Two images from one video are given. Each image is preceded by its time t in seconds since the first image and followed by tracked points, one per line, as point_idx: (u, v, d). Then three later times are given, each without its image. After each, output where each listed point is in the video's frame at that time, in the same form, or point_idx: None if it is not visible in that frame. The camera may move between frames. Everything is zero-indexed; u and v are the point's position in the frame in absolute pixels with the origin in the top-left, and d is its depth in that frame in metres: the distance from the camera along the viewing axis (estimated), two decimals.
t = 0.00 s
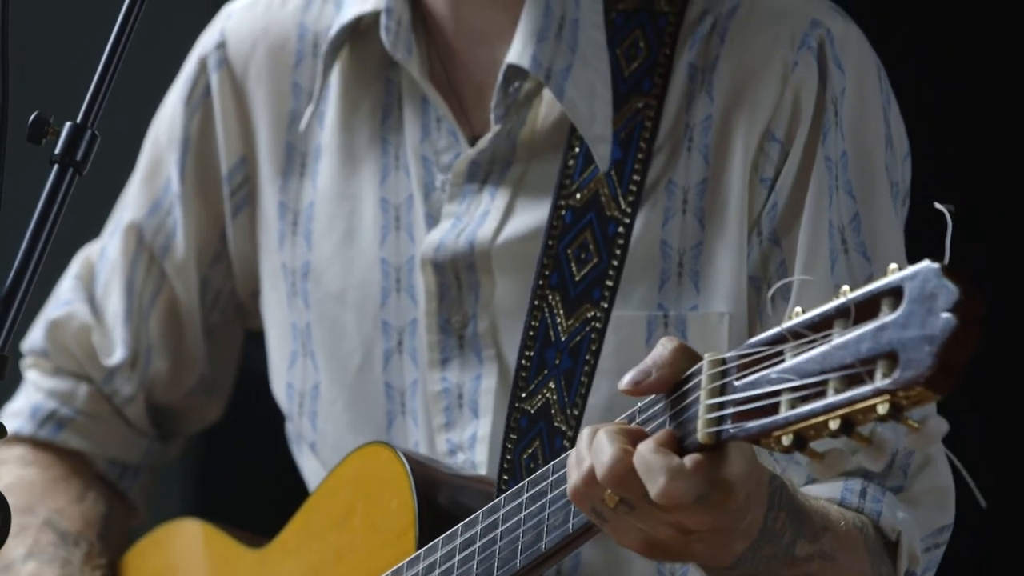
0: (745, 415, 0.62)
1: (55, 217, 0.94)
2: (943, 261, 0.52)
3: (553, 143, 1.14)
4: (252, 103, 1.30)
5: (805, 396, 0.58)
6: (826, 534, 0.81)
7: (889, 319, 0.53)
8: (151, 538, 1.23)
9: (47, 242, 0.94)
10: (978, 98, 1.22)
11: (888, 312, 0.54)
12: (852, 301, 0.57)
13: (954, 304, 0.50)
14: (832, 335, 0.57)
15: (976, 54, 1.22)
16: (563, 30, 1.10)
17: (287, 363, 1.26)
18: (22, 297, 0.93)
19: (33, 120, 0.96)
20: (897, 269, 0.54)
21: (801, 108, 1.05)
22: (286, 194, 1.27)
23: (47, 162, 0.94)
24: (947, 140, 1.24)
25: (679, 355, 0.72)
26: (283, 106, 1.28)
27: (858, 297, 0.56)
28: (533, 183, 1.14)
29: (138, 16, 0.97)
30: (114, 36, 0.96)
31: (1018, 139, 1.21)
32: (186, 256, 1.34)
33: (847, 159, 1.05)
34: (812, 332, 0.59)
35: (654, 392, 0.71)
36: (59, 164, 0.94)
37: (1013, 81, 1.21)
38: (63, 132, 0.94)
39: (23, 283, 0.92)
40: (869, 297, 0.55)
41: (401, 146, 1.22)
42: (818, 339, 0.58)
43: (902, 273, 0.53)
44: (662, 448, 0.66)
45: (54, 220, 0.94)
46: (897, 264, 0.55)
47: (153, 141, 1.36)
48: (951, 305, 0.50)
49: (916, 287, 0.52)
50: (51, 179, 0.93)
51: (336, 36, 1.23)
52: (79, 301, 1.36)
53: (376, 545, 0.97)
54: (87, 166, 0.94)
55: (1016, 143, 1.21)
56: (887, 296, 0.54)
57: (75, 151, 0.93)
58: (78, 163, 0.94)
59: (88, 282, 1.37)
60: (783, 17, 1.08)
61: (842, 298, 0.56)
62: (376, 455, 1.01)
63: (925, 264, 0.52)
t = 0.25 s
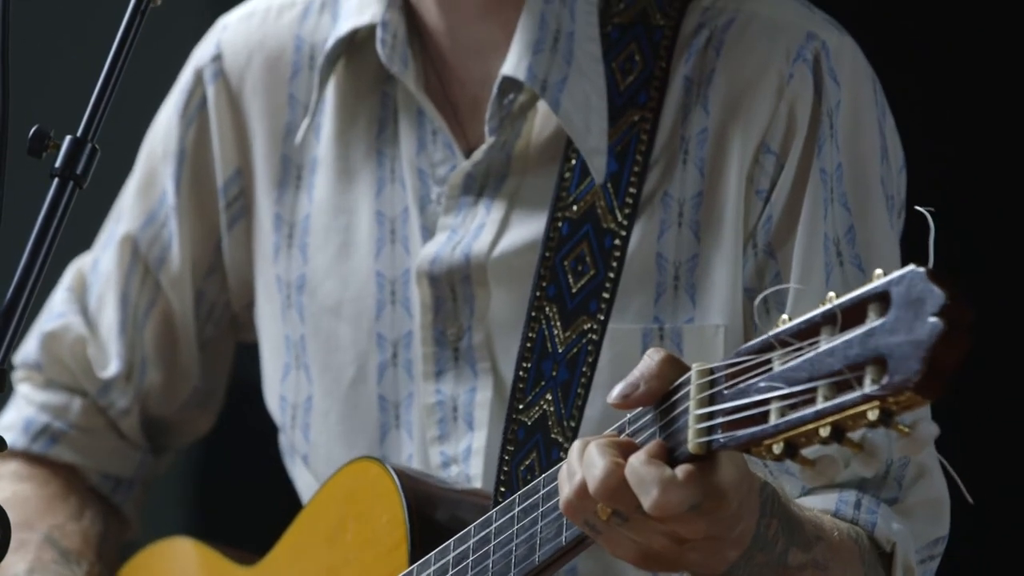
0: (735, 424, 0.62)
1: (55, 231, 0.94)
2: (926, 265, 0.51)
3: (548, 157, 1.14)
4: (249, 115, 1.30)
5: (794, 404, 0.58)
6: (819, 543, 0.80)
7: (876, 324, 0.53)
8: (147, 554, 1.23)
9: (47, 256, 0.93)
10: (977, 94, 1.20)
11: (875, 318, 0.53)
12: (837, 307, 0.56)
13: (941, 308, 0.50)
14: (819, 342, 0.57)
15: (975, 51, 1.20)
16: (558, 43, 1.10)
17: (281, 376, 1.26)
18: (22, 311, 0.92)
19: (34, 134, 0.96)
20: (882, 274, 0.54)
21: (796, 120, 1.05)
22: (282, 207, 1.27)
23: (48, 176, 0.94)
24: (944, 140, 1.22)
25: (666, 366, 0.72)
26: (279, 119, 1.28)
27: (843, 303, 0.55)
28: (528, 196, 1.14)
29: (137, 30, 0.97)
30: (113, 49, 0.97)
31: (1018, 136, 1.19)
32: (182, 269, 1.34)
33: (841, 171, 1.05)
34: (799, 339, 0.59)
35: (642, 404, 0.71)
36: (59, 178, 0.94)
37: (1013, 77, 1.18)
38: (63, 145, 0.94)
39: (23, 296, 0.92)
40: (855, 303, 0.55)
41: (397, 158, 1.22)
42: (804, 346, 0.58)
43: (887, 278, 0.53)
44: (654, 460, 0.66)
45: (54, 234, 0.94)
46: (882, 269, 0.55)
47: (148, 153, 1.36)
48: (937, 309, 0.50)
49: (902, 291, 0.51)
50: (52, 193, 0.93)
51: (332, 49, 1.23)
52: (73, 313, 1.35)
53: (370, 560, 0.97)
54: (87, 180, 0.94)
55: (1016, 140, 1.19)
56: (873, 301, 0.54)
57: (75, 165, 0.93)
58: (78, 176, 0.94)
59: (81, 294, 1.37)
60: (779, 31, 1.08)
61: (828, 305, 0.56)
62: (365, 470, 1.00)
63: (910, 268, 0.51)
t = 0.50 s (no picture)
0: (736, 435, 0.62)
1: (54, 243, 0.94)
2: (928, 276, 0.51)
3: (547, 169, 1.14)
4: (247, 127, 1.30)
5: (795, 414, 0.58)
6: (819, 553, 0.81)
7: (877, 334, 0.53)
8: (145, 565, 1.22)
9: (46, 267, 0.93)
10: (978, 102, 1.20)
11: (876, 328, 0.54)
12: (839, 317, 0.56)
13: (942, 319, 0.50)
14: (821, 352, 0.57)
15: (976, 57, 1.20)
16: (557, 51, 1.11)
17: (280, 387, 1.26)
18: (22, 323, 0.92)
19: (33, 145, 0.96)
20: (883, 285, 0.54)
21: (794, 131, 1.05)
22: (280, 219, 1.27)
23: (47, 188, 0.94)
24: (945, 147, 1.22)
25: (667, 376, 0.72)
26: (278, 130, 1.28)
27: (845, 313, 0.56)
28: (522, 205, 1.14)
29: (137, 43, 0.97)
30: (113, 62, 0.97)
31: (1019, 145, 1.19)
32: (182, 281, 1.34)
33: (840, 182, 1.05)
34: (801, 349, 0.59)
35: (643, 414, 0.71)
36: (59, 189, 0.93)
37: (1013, 85, 1.19)
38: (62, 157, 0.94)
39: (23, 308, 0.92)
40: (857, 314, 0.55)
41: (396, 170, 1.22)
42: (806, 357, 0.58)
43: (889, 289, 0.53)
44: (655, 470, 0.66)
45: (54, 245, 0.94)
46: (884, 281, 0.55)
47: (147, 166, 1.36)
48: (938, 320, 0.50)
49: (904, 302, 0.52)
50: (51, 205, 0.93)
51: (331, 60, 1.23)
52: (74, 325, 1.35)
53: (367, 570, 0.97)
54: (87, 192, 0.94)
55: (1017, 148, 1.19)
56: (875, 312, 0.54)
57: (75, 176, 0.93)
58: (78, 188, 0.94)
59: (82, 308, 1.37)
60: (777, 42, 1.08)
61: (830, 315, 0.56)
62: (365, 480, 1.00)
63: (911, 279, 0.51)
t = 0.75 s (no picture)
0: (744, 446, 0.62)
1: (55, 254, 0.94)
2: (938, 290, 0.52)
3: (550, 182, 1.14)
4: (249, 139, 1.31)
5: (803, 427, 0.58)
6: (825, 564, 0.81)
7: (886, 348, 0.53)
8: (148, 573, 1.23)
9: (45, 281, 0.94)
10: (978, 111, 1.20)
11: (885, 342, 0.54)
12: (849, 331, 0.57)
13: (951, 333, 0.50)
14: (830, 365, 0.57)
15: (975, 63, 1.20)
16: (557, 64, 1.12)
17: (285, 398, 1.26)
18: (22, 337, 0.93)
19: (35, 155, 0.97)
20: (893, 299, 0.55)
21: (796, 142, 1.06)
22: (283, 231, 1.27)
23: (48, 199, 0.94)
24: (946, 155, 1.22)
25: (675, 387, 0.72)
26: (280, 142, 1.29)
27: (855, 327, 0.56)
28: (531, 218, 1.14)
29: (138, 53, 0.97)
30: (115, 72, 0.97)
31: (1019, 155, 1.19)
32: (186, 294, 1.34)
33: (842, 192, 1.05)
34: (809, 362, 0.59)
35: (651, 426, 0.71)
36: (60, 201, 0.94)
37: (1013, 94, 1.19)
38: (64, 169, 0.95)
39: (24, 320, 0.93)
40: (866, 327, 0.55)
41: (399, 182, 1.22)
42: (814, 370, 0.59)
43: (899, 303, 0.53)
44: (662, 482, 0.66)
45: (55, 256, 0.94)
46: (894, 294, 0.55)
47: (152, 180, 1.36)
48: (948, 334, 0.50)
49: (914, 317, 0.52)
50: (52, 215, 0.94)
51: (333, 72, 1.23)
52: (79, 338, 1.36)
53: None
54: (88, 202, 0.95)
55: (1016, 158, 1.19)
56: (884, 326, 0.54)
57: (75, 187, 0.94)
58: (79, 199, 0.95)
59: (89, 320, 1.37)
60: (778, 52, 1.08)
61: (839, 329, 0.56)
62: (375, 489, 1.01)
63: (921, 295, 0.52)
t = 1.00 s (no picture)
0: (744, 455, 0.62)
1: (56, 263, 1.02)
2: (936, 297, 0.52)
3: (552, 191, 1.15)
4: (253, 149, 1.31)
5: (803, 434, 0.58)
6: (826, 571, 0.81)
7: (885, 356, 0.53)
8: None
9: (47, 290, 1.02)
10: (978, 112, 1.21)
11: (884, 349, 0.54)
12: (848, 339, 0.57)
13: (950, 340, 0.50)
14: (828, 373, 0.57)
15: (975, 65, 1.21)
16: (558, 76, 1.13)
17: (291, 407, 1.27)
18: (22, 347, 1.00)
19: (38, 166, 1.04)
20: (891, 306, 0.55)
21: (797, 151, 1.06)
22: (286, 240, 1.27)
23: (51, 210, 1.02)
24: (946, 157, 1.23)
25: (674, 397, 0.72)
26: (283, 152, 1.29)
27: (854, 335, 0.56)
28: (535, 226, 1.14)
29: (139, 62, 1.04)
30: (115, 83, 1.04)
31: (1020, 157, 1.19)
32: (189, 301, 1.34)
33: (843, 201, 1.05)
34: (809, 370, 0.59)
35: (649, 435, 0.71)
36: (62, 210, 1.02)
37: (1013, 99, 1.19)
38: (65, 180, 1.02)
39: (23, 333, 1.00)
40: (864, 335, 0.55)
41: (401, 193, 1.23)
42: (813, 378, 0.59)
43: (897, 311, 0.53)
44: (663, 491, 0.66)
45: (58, 264, 1.02)
46: (892, 302, 0.56)
47: (154, 188, 1.36)
48: (947, 341, 0.50)
49: (912, 323, 0.52)
50: (55, 225, 1.01)
51: (335, 84, 1.24)
52: (82, 347, 1.36)
53: None
54: (88, 212, 1.03)
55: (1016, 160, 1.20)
56: (882, 333, 0.54)
57: (77, 197, 1.02)
58: (80, 209, 1.02)
59: (90, 329, 1.38)
60: (779, 61, 1.09)
61: (838, 336, 0.57)
62: (377, 501, 1.01)
63: (919, 301, 0.52)
